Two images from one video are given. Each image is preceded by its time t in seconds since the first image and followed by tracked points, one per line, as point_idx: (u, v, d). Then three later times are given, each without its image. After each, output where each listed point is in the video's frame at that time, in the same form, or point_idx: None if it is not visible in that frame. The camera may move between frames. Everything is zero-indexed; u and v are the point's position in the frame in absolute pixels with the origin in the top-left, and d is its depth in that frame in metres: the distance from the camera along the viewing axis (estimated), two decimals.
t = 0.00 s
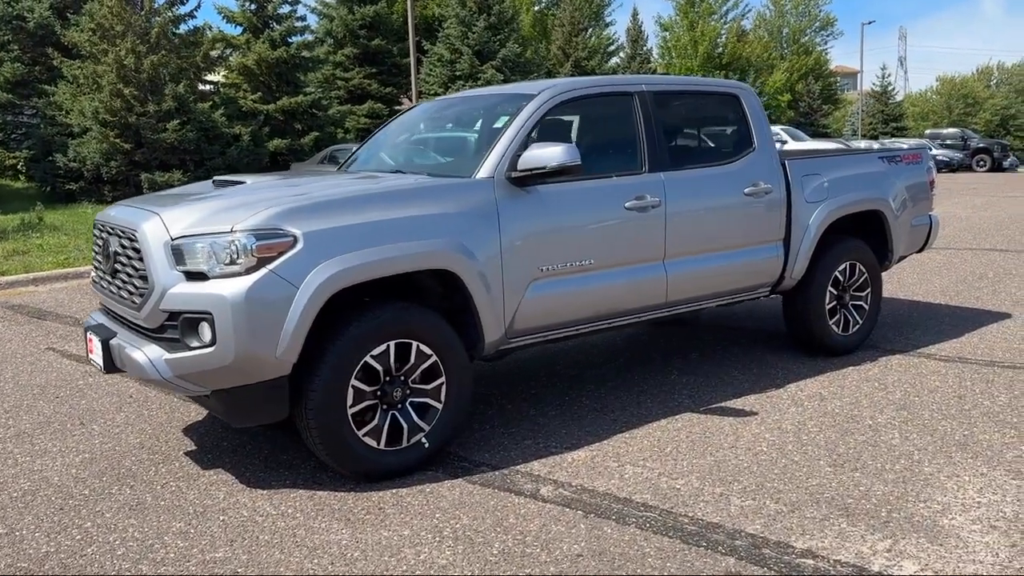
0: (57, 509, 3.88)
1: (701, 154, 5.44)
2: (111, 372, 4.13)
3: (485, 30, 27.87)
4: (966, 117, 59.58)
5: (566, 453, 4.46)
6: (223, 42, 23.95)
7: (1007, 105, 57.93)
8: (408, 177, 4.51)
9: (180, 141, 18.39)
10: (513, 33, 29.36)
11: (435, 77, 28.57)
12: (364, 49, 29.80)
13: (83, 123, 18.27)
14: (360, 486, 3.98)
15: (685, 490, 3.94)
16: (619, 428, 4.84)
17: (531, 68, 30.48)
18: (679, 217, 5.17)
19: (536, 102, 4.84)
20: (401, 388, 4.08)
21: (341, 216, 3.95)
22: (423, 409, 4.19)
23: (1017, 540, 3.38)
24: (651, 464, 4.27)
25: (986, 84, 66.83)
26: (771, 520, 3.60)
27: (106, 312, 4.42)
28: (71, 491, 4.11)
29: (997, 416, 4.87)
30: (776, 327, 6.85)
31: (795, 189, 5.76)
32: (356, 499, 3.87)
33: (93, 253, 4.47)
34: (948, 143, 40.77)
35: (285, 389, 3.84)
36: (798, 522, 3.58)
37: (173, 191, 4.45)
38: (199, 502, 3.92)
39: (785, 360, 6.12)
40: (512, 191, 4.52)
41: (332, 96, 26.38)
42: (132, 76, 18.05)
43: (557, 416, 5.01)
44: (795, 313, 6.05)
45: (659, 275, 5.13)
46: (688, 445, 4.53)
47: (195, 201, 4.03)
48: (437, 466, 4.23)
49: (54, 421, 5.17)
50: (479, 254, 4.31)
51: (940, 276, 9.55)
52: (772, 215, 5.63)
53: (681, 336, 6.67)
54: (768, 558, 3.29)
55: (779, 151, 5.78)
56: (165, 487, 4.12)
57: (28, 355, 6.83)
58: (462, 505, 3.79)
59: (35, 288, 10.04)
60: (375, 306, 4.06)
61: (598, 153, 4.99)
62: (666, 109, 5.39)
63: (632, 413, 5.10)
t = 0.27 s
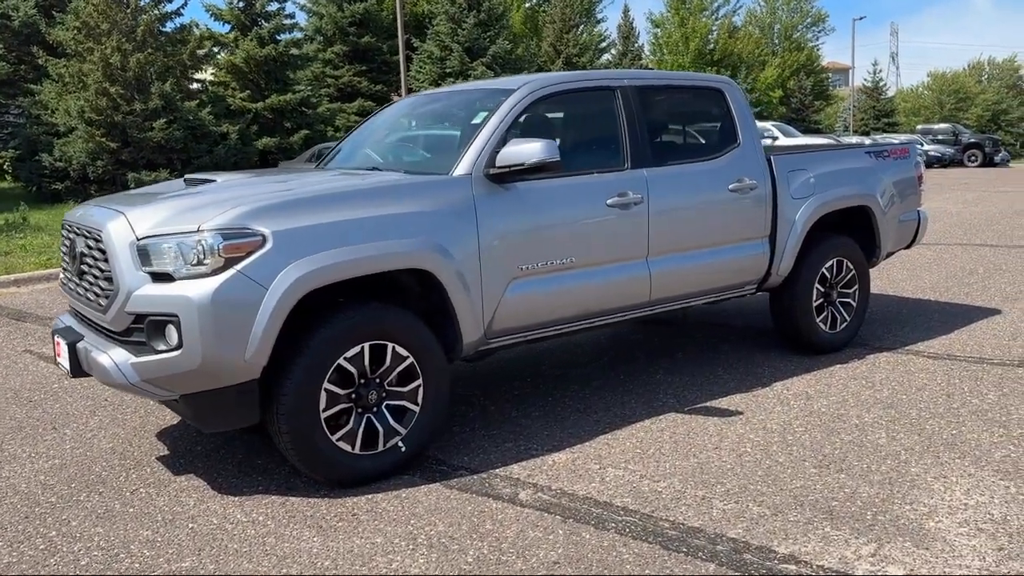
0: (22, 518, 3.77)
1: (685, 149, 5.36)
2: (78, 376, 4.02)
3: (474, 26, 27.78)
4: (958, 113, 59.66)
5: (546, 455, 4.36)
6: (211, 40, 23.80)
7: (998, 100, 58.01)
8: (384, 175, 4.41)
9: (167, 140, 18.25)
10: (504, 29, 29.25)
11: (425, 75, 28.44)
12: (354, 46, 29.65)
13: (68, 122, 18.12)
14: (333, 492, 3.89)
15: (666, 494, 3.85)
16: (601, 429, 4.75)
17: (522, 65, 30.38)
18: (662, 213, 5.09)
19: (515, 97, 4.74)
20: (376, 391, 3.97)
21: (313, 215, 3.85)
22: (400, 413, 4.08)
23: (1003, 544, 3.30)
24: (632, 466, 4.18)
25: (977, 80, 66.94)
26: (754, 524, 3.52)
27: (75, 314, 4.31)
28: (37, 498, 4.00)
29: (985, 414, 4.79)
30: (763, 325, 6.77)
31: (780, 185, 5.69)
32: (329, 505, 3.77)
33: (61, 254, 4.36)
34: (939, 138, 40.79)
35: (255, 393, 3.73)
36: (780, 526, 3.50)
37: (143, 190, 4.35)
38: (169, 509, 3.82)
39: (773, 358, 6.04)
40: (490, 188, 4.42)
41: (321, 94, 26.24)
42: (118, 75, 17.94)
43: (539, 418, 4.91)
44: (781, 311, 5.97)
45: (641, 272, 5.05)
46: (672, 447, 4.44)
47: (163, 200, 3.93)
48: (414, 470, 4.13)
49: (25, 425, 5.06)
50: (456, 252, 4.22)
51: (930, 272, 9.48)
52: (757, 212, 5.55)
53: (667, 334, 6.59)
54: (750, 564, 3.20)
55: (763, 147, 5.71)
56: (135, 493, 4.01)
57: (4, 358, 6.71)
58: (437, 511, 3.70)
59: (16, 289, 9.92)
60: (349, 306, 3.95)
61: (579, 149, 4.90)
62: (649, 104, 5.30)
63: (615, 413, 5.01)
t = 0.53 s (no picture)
0: None
1: (664, 144, 5.24)
2: (34, 381, 3.88)
3: (463, 22, 27.66)
4: (949, 108, 59.70)
5: (520, 460, 4.24)
6: (198, 38, 23.63)
7: (989, 95, 58.07)
8: (351, 172, 4.28)
9: (151, 138, 18.07)
10: (493, 26, 29.13)
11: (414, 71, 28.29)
12: (342, 43, 29.47)
13: (51, 121, 17.93)
14: (297, 500, 3.77)
15: (641, 499, 3.74)
16: (578, 432, 4.63)
17: (512, 61, 30.26)
18: (640, 210, 4.98)
19: (487, 91, 4.61)
20: (342, 396, 3.85)
21: (274, 214, 3.73)
22: (368, 418, 3.96)
23: (985, 550, 3.20)
24: (607, 471, 4.06)
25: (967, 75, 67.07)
26: (729, 531, 3.41)
27: (32, 317, 4.17)
28: None
29: (970, 414, 4.69)
30: (747, 323, 6.66)
31: (762, 181, 5.58)
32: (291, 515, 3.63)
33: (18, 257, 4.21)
34: (930, 133, 40.78)
35: (214, 398, 3.61)
36: (756, 533, 3.39)
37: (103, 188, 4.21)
38: (126, 519, 3.69)
39: (756, 357, 5.93)
40: (461, 185, 4.30)
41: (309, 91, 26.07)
42: (101, 72, 17.80)
43: (515, 420, 4.79)
44: (764, 309, 5.88)
45: (619, 270, 4.93)
46: (649, 450, 4.32)
47: (118, 199, 3.79)
48: (383, 476, 4.01)
49: None
50: (426, 251, 4.10)
51: (918, 268, 9.39)
52: (738, 207, 5.45)
53: (650, 333, 6.48)
54: (723, 573, 3.09)
55: (744, 142, 5.60)
56: (93, 502, 3.88)
57: None
58: (404, 520, 3.57)
59: None
60: (312, 308, 3.82)
61: (554, 144, 4.77)
62: (627, 98, 5.17)
63: (593, 415, 4.89)
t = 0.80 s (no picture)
0: None
1: (641, 142, 5.13)
2: None
3: (452, 18, 27.51)
4: (941, 102, 59.72)
5: (492, 468, 4.11)
6: (183, 34, 23.43)
7: (981, 89, 58.10)
8: (315, 172, 4.15)
9: (135, 136, 17.88)
10: (482, 21, 28.97)
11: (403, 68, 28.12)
12: (331, 40, 29.27)
13: (34, 119, 17.74)
14: (258, 513, 3.64)
15: (612, 509, 3.62)
16: (554, 438, 4.49)
17: (501, 57, 30.12)
18: (616, 209, 4.85)
19: (457, 88, 4.48)
20: (304, 404, 3.73)
21: (231, 215, 3.59)
22: (332, 426, 3.83)
23: (966, 563, 3.09)
24: (580, 479, 3.94)
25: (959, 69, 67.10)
26: (702, 543, 3.29)
27: None
28: None
29: (954, 416, 4.58)
30: (731, 322, 6.54)
31: (741, 179, 5.48)
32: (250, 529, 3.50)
33: None
34: (922, 128, 40.76)
35: (169, 408, 3.47)
36: (729, 545, 3.27)
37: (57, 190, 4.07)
38: (79, 534, 3.55)
39: (738, 358, 5.82)
40: (429, 184, 4.16)
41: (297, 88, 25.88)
42: (84, 70, 17.69)
43: (490, 425, 4.66)
44: (746, 308, 5.78)
45: (595, 271, 4.81)
46: (624, 457, 4.20)
47: (69, 201, 3.65)
48: (349, 486, 3.88)
49: None
50: (392, 253, 3.96)
51: (905, 265, 9.30)
52: (717, 206, 5.34)
53: (631, 334, 6.36)
54: None
55: (724, 139, 5.49)
56: (46, 516, 3.74)
57: None
58: (366, 534, 3.44)
59: None
60: (272, 314, 3.70)
61: (527, 142, 4.64)
62: (603, 95, 5.05)
63: (569, 419, 4.77)
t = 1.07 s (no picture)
0: None
1: (622, 140, 5.03)
2: None
3: (441, 15, 27.39)
4: (931, 98, 59.79)
5: (469, 475, 4.01)
6: (170, 32, 23.25)
7: (971, 84, 58.18)
8: (285, 173, 4.04)
9: (121, 134, 17.71)
10: (471, 18, 28.84)
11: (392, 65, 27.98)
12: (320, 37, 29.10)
13: (18, 118, 17.61)
14: (225, 525, 3.54)
15: (591, 518, 3.52)
16: (534, 443, 4.39)
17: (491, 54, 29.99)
18: (597, 208, 4.76)
19: (432, 85, 4.36)
20: (272, 413, 3.63)
21: (196, 217, 3.49)
22: (302, 435, 3.74)
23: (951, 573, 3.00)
24: (558, 487, 3.84)
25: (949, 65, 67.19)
26: (681, 554, 3.20)
27: None
28: None
29: (942, 419, 4.49)
30: (717, 322, 6.45)
31: (725, 177, 5.40)
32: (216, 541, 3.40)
33: None
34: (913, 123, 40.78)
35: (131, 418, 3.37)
36: (709, 555, 3.18)
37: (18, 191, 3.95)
38: (40, 548, 3.44)
39: (724, 359, 5.73)
40: (403, 184, 4.05)
41: (285, 86, 25.72)
42: (68, 67, 17.52)
43: (469, 431, 4.56)
44: (731, 308, 5.71)
45: (576, 272, 4.71)
46: (605, 462, 4.10)
47: (28, 203, 3.53)
48: (320, 497, 3.78)
49: None
50: (364, 255, 3.86)
51: (894, 262, 9.22)
52: (701, 205, 5.26)
53: (616, 334, 6.26)
54: None
55: (707, 137, 5.39)
56: (7, 528, 3.63)
57: None
58: (335, 547, 3.33)
59: None
60: (239, 320, 3.59)
61: (506, 141, 4.53)
62: (583, 91, 4.94)
63: (550, 424, 4.67)
